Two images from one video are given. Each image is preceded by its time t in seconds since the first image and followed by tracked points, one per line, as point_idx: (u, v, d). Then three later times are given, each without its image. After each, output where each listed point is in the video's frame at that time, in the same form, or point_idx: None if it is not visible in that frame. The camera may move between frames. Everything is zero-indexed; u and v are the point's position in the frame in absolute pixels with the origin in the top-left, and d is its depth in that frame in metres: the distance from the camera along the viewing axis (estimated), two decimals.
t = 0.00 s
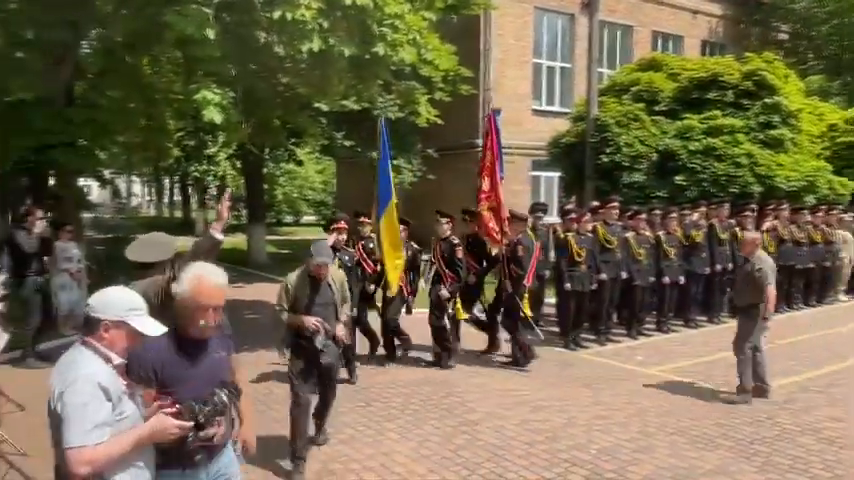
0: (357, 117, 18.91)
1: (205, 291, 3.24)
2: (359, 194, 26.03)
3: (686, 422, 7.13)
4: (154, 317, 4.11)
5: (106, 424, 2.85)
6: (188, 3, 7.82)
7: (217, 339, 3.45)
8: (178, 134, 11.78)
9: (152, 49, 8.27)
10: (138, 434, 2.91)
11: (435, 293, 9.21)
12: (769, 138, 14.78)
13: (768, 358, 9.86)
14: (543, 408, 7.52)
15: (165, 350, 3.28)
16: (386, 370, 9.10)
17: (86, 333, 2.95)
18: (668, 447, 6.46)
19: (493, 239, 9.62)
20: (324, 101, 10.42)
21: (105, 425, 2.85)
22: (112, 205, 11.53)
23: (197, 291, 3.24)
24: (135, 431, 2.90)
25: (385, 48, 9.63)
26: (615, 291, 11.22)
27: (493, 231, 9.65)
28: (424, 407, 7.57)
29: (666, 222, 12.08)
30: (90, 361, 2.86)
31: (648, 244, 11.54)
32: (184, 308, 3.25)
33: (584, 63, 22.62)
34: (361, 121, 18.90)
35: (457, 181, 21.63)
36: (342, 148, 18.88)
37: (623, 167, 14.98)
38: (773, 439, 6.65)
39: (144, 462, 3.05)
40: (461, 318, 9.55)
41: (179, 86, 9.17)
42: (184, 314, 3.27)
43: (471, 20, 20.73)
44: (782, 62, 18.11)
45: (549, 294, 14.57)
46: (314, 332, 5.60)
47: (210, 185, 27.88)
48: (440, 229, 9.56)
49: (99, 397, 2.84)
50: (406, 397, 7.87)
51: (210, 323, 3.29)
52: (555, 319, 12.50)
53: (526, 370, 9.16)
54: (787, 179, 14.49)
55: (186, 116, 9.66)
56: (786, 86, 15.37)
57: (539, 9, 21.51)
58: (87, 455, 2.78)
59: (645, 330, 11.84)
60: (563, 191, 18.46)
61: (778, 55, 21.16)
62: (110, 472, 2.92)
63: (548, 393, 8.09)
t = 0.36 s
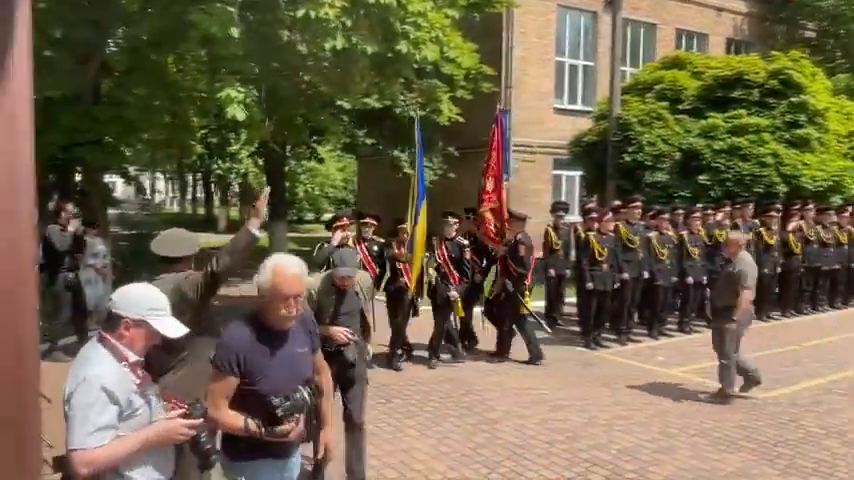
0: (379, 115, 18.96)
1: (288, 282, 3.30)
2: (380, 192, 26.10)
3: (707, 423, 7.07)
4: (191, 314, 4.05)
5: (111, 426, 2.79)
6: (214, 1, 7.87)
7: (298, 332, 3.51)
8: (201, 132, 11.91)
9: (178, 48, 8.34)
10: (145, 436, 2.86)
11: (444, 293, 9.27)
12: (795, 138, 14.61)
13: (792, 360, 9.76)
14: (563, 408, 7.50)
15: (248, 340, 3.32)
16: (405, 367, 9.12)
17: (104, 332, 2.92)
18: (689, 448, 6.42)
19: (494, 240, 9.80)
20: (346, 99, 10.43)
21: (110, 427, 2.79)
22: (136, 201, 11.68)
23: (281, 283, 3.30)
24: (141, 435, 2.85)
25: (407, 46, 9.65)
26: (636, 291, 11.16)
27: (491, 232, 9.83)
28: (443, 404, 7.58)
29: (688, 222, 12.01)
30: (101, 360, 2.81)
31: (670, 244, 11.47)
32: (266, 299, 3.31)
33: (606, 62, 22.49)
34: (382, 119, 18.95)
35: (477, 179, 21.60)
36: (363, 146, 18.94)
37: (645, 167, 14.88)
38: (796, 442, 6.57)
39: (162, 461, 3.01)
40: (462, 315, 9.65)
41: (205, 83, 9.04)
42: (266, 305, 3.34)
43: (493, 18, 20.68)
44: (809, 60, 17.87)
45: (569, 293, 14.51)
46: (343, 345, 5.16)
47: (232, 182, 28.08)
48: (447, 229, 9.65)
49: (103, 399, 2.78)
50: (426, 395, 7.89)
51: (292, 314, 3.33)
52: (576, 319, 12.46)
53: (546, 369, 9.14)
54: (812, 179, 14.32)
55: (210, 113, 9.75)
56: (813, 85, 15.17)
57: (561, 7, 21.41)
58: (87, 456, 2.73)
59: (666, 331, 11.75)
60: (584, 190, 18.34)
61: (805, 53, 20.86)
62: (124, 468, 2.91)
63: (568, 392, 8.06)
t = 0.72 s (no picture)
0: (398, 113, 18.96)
1: (367, 287, 3.03)
2: (398, 190, 26.13)
3: (728, 426, 7.01)
4: (216, 308, 4.08)
5: (133, 424, 2.81)
6: (235, 1, 7.92)
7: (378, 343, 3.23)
8: (222, 129, 11.98)
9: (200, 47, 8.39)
10: (169, 433, 2.88)
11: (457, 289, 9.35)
12: (819, 138, 14.44)
13: (815, 364, 9.63)
14: (582, 408, 7.47)
15: (330, 353, 3.06)
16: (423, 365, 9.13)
17: (128, 328, 2.95)
18: (709, 450, 6.37)
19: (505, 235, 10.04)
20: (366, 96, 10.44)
21: (133, 424, 2.82)
22: (158, 198, 11.78)
23: (359, 288, 3.03)
24: (164, 432, 2.87)
25: (428, 44, 9.67)
26: (656, 292, 11.08)
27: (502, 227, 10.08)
28: (461, 403, 7.58)
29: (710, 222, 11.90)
30: (124, 357, 2.85)
31: (691, 245, 11.40)
32: (344, 306, 3.04)
33: (627, 61, 22.34)
34: (402, 117, 18.95)
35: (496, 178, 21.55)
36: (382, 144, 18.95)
37: (666, 167, 14.74)
38: (818, 446, 6.50)
39: (188, 455, 3.05)
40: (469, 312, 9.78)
41: (225, 81, 8.69)
42: (345, 313, 3.07)
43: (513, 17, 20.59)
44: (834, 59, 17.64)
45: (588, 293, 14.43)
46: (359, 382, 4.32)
47: (252, 179, 28.29)
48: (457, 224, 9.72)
49: (126, 398, 2.80)
50: (444, 393, 7.90)
51: (374, 322, 3.06)
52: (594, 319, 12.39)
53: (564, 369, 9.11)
54: (836, 180, 14.13)
55: (232, 112, 9.82)
56: (838, 84, 14.98)
57: (582, 5, 21.28)
58: (111, 453, 2.77)
59: (686, 332, 11.65)
60: (604, 189, 18.22)
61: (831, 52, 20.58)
62: (149, 462, 2.95)
63: (587, 393, 8.03)
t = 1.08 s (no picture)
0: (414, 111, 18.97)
1: (432, 280, 2.87)
2: (414, 190, 26.13)
3: (745, 429, 6.94)
4: (234, 303, 4.08)
5: (156, 415, 2.84)
6: None
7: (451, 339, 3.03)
8: (239, 127, 12.06)
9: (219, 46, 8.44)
10: (191, 426, 2.89)
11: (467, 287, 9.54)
12: (839, 139, 14.26)
13: (834, 367, 9.50)
14: (597, 409, 7.43)
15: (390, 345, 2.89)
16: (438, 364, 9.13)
17: (152, 321, 2.99)
18: (725, 453, 6.32)
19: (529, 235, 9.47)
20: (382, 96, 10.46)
21: (155, 416, 2.84)
22: (175, 196, 11.86)
23: (424, 280, 2.88)
24: (186, 424, 2.89)
25: (445, 44, 9.73)
26: (673, 293, 11.04)
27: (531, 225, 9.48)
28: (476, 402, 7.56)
29: (728, 224, 11.81)
30: (146, 350, 2.88)
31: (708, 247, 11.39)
32: (408, 297, 2.90)
33: (645, 61, 22.20)
34: (419, 115, 18.97)
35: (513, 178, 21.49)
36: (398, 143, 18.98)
37: (684, 167, 14.61)
38: (836, 451, 6.42)
39: (210, 448, 3.06)
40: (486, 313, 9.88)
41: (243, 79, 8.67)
42: (409, 306, 2.91)
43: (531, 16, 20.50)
44: None
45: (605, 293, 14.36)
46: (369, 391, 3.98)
47: (268, 177, 28.43)
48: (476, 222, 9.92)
49: (148, 391, 2.83)
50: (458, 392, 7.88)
51: (437, 316, 2.87)
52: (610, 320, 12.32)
53: (580, 370, 9.07)
54: None
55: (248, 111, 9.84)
56: None
57: (600, 5, 21.18)
58: (136, 444, 2.80)
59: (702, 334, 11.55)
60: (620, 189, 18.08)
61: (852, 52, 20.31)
62: (173, 454, 2.96)
63: (602, 394, 7.98)
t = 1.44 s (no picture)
0: (427, 110, 18.98)
1: (482, 284, 2.73)
2: (426, 189, 26.14)
3: (758, 432, 6.90)
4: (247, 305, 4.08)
5: (174, 411, 2.86)
6: None
7: (515, 351, 2.81)
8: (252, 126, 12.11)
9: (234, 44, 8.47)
10: (208, 421, 2.92)
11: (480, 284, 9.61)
12: None
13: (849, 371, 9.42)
14: (608, 410, 7.41)
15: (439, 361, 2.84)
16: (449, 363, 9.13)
17: (170, 318, 3.02)
18: (738, 456, 6.28)
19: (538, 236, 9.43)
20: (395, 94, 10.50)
21: (173, 412, 2.87)
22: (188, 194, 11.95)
23: (476, 284, 2.74)
24: (202, 420, 2.91)
25: (459, 44, 9.73)
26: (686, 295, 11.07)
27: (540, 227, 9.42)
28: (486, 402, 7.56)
29: (742, 225, 11.76)
30: (164, 346, 2.90)
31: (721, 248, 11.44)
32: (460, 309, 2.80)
33: (659, 61, 22.09)
34: (431, 115, 18.98)
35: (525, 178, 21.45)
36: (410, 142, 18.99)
37: (697, 168, 14.37)
38: (851, 455, 6.36)
39: (226, 444, 3.09)
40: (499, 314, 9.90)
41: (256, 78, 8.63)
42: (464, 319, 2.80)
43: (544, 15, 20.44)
44: None
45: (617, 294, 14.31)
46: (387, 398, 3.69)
47: (280, 175, 28.54)
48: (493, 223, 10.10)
49: (165, 386, 2.85)
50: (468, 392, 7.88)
51: (484, 330, 2.72)
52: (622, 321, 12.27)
53: (591, 370, 9.06)
54: None
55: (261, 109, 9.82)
56: None
57: (613, 5, 21.09)
58: (153, 439, 2.82)
59: (715, 336, 11.48)
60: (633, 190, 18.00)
61: None
62: (191, 449, 2.99)
63: (613, 396, 7.96)
